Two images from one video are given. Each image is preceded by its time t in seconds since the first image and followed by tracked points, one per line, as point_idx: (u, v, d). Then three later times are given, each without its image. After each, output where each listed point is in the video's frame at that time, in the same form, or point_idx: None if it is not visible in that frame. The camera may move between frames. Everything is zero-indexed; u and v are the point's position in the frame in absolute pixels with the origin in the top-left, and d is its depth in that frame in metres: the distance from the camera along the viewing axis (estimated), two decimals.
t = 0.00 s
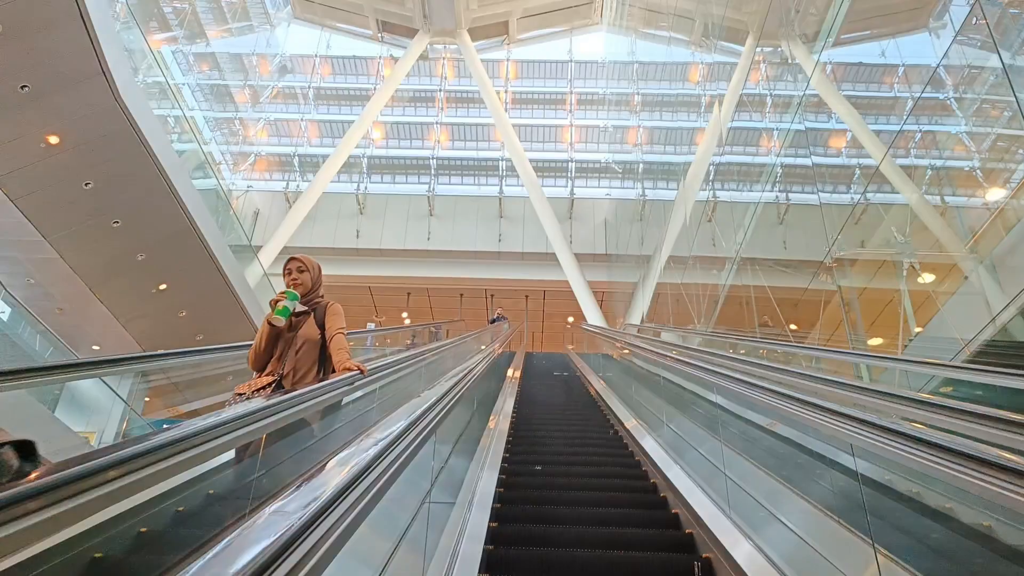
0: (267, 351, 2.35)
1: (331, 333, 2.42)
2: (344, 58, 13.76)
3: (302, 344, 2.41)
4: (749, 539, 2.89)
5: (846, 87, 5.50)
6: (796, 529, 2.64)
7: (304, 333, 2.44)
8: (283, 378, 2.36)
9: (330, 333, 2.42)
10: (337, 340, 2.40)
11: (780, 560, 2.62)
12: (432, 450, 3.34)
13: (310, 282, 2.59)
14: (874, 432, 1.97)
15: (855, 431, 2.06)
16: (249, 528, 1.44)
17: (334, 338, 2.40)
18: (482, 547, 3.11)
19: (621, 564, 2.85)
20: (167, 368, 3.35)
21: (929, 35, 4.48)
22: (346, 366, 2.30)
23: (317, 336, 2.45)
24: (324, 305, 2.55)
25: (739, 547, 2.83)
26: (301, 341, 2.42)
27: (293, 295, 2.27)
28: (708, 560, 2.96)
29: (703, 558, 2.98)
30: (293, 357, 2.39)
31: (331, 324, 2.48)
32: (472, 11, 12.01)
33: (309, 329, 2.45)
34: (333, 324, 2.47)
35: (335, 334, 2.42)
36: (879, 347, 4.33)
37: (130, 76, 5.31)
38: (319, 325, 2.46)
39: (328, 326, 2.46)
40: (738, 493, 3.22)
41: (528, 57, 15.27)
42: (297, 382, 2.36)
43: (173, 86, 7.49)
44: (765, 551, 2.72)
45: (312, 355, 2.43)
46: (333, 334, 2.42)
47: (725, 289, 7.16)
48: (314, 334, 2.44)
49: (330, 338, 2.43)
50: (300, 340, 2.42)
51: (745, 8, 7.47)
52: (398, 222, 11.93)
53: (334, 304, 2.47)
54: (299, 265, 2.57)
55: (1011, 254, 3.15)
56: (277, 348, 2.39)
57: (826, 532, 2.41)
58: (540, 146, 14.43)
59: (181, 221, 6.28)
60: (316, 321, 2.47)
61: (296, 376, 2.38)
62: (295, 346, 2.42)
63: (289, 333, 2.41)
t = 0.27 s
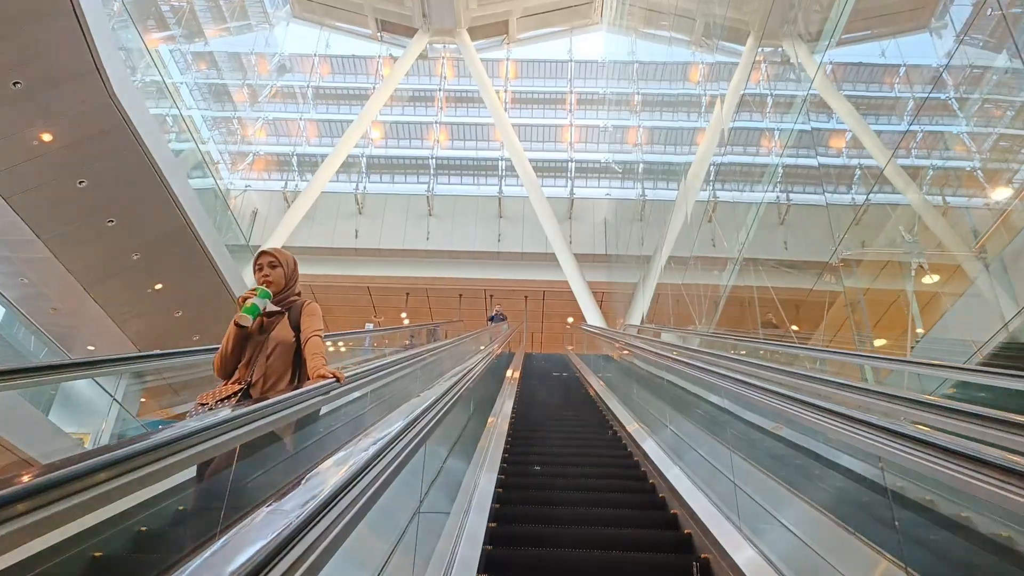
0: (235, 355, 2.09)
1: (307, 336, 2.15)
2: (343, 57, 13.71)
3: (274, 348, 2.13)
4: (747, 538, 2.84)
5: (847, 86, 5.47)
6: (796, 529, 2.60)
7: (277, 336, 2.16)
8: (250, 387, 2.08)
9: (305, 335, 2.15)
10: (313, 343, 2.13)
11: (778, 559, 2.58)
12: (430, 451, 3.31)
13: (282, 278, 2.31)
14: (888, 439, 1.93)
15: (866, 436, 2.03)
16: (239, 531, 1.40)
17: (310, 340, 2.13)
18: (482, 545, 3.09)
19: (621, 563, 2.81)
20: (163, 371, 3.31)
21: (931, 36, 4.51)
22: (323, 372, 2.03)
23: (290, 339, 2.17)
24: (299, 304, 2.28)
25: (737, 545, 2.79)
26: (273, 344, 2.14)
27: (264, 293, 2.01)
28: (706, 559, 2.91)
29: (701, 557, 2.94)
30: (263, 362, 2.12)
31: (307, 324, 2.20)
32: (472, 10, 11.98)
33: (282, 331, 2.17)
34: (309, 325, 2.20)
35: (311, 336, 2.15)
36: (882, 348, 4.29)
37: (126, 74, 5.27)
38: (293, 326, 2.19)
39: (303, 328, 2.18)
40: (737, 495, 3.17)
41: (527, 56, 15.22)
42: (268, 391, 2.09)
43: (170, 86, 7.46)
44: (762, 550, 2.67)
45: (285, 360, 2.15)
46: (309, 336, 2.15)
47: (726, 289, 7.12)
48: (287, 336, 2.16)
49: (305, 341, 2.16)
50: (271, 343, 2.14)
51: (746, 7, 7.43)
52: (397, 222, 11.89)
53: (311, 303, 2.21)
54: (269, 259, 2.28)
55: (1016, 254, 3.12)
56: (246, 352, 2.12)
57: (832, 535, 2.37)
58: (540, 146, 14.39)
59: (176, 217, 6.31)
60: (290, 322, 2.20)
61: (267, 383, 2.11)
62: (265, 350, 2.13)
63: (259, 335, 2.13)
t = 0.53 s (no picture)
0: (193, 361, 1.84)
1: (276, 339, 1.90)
2: (342, 56, 13.65)
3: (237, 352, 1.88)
4: (749, 539, 2.79)
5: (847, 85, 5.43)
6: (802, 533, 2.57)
7: (241, 339, 1.91)
8: (208, 397, 1.82)
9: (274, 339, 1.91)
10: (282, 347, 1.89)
11: (779, 561, 2.54)
12: (427, 452, 3.27)
13: (248, 274, 2.05)
14: (896, 441, 1.89)
15: (872, 438, 1.99)
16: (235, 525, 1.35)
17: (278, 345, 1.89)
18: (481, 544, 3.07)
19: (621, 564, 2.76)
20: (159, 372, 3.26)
21: (931, 34, 4.58)
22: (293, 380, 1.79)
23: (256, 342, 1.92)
24: (269, 304, 2.04)
25: (739, 547, 2.74)
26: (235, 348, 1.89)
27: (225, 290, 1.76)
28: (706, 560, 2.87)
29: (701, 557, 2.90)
30: (223, 371, 1.85)
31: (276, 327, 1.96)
32: (472, 9, 11.95)
33: (247, 333, 1.92)
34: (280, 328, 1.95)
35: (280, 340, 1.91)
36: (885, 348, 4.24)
37: (121, 74, 5.21)
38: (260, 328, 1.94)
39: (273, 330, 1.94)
40: (738, 496, 3.13)
41: (527, 55, 15.17)
42: (228, 403, 1.82)
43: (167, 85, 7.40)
44: (764, 551, 2.63)
45: (249, 366, 1.89)
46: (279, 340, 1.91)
47: (727, 290, 7.06)
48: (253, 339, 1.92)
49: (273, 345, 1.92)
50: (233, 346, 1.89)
51: (747, 6, 7.39)
52: (396, 222, 11.84)
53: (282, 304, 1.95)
54: (234, 253, 2.02)
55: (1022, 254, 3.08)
56: (206, 358, 1.87)
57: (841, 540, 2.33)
58: (540, 146, 14.35)
59: (171, 217, 6.24)
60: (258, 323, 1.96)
61: (227, 395, 1.84)
62: (226, 355, 1.88)
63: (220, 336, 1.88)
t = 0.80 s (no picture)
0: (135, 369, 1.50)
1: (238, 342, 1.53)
2: (339, 55, 13.59)
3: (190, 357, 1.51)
4: (749, 537, 2.75)
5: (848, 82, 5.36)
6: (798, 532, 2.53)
7: (194, 342, 1.53)
8: (153, 412, 1.45)
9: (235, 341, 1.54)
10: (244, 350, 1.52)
11: (777, 560, 2.49)
12: (427, 453, 3.23)
13: (204, 267, 1.67)
14: (901, 443, 1.86)
15: (878, 440, 1.95)
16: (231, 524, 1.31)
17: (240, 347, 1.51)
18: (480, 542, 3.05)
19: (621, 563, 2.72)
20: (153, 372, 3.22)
21: (932, 32, 4.76)
22: (255, 395, 1.42)
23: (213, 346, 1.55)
24: (232, 300, 1.67)
25: (738, 544, 2.69)
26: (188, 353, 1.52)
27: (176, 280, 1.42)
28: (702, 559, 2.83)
29: (699, 556, 2.86)
30: (171, 379, 1.49)
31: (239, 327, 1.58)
32: (470, 7, 11.91)
33: (203, 334, 1.56)
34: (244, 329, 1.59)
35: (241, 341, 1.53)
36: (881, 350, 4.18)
37: (116, 72, 5.17)
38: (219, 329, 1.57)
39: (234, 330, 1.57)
40: (739, 495, 3.09)
41: (526, 54, 15.13)
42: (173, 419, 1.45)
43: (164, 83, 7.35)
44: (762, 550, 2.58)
45: (205, 375, 1.52)
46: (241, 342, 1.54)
47: (727, 289, 7.01)
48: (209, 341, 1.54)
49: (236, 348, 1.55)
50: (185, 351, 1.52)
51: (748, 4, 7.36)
52: (394, 221, 11.80)
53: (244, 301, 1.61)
54: (186, 240, 1.64)
55: None
56: (150, 366, 1.52)
57: (845, 541, 2.28)
58: (539, 144, 14.31)
59: (167, 216, 6.11)
60: (215, 323, 1.58)
61: (173, 409, 1.48)
62: (176, 362, 1.51)
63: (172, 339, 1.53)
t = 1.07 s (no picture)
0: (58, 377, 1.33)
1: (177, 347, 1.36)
2: (337, 52, 13.49)
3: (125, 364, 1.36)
4: (750, 536, 2.72)
5: (848, 81, 5.37)
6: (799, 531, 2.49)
7: (132, 345, 1.39)
8: (77, 428, 1.30)
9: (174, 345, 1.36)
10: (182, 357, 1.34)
11: (779, 558, 2.46)
12: (425, 453, 3.19)
13: (144, 256, 1.48)
14: (908, 442, 1.82)
15: (885, 440, 1.91)
16: (221, 526, 1.27)
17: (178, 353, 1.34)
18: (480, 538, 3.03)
19: (617, 560, 2.74)
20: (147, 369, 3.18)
21: (933, 29, 4.69)
22: (187, 410, 1.21)
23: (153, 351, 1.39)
24: (177, 296, 1.49)
25: (737, 542, 2.67)
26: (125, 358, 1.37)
27: (108, 277, 1.25)
28: (702, 557, 2.81)
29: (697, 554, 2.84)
30: (98, 390, 1.34)
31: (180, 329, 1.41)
32: (469, 4, 11.84)
33: (144, 338, 1.41)
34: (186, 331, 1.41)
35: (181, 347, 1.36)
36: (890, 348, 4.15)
37: (109, 68, 5.12)
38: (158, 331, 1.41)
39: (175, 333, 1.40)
40: (740, 494, 3.06)
41: (525, 51, 15.07)
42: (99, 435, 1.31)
43: (159, 79, 7.28)
44: (763, 549, 2.55)
45: (145, 383, 1.38)
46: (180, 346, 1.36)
47: (728, 288, 6.95)
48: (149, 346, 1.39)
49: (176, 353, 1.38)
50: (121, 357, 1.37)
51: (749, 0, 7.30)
52: (393, 219, 11.75)
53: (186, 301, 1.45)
54: (121, 226, 1.45)
55: None
56: (75, 374, 1.35)
57: (847, 541, 2.26)
58: (538, 142, 14.26)
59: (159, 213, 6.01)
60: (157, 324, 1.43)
61: (99, 423, 1.33)
62: (110, 368, 1.36)
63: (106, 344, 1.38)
